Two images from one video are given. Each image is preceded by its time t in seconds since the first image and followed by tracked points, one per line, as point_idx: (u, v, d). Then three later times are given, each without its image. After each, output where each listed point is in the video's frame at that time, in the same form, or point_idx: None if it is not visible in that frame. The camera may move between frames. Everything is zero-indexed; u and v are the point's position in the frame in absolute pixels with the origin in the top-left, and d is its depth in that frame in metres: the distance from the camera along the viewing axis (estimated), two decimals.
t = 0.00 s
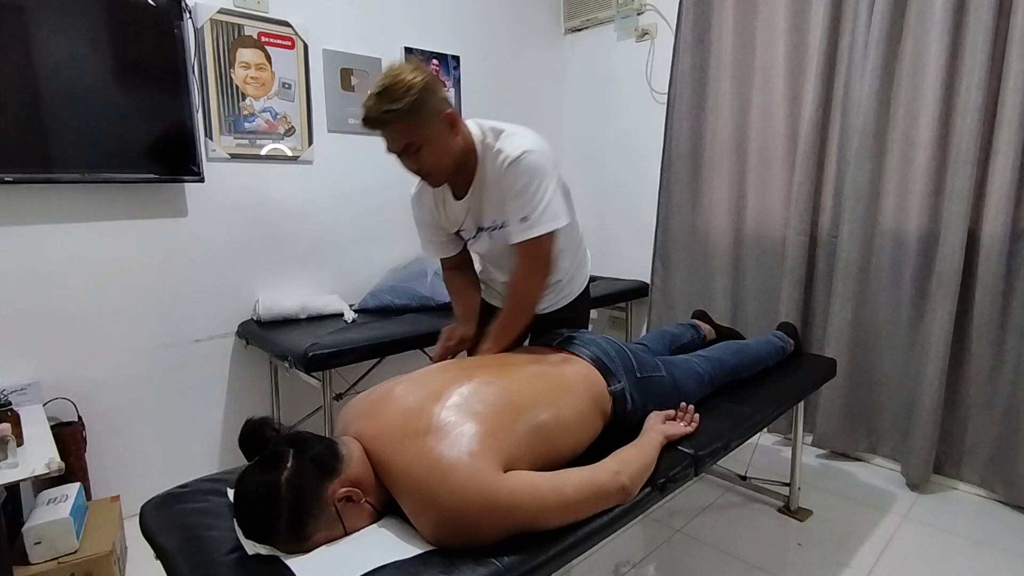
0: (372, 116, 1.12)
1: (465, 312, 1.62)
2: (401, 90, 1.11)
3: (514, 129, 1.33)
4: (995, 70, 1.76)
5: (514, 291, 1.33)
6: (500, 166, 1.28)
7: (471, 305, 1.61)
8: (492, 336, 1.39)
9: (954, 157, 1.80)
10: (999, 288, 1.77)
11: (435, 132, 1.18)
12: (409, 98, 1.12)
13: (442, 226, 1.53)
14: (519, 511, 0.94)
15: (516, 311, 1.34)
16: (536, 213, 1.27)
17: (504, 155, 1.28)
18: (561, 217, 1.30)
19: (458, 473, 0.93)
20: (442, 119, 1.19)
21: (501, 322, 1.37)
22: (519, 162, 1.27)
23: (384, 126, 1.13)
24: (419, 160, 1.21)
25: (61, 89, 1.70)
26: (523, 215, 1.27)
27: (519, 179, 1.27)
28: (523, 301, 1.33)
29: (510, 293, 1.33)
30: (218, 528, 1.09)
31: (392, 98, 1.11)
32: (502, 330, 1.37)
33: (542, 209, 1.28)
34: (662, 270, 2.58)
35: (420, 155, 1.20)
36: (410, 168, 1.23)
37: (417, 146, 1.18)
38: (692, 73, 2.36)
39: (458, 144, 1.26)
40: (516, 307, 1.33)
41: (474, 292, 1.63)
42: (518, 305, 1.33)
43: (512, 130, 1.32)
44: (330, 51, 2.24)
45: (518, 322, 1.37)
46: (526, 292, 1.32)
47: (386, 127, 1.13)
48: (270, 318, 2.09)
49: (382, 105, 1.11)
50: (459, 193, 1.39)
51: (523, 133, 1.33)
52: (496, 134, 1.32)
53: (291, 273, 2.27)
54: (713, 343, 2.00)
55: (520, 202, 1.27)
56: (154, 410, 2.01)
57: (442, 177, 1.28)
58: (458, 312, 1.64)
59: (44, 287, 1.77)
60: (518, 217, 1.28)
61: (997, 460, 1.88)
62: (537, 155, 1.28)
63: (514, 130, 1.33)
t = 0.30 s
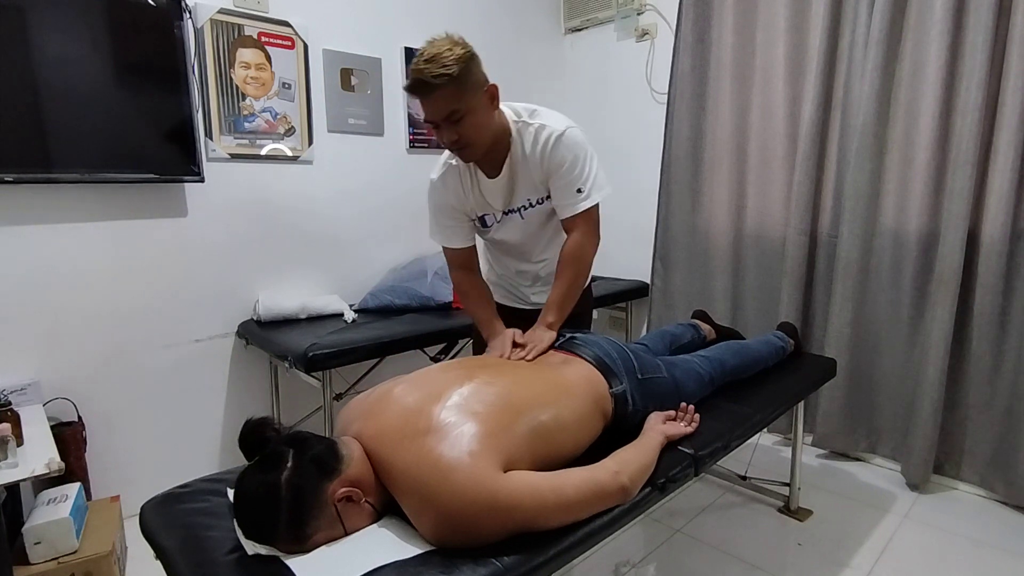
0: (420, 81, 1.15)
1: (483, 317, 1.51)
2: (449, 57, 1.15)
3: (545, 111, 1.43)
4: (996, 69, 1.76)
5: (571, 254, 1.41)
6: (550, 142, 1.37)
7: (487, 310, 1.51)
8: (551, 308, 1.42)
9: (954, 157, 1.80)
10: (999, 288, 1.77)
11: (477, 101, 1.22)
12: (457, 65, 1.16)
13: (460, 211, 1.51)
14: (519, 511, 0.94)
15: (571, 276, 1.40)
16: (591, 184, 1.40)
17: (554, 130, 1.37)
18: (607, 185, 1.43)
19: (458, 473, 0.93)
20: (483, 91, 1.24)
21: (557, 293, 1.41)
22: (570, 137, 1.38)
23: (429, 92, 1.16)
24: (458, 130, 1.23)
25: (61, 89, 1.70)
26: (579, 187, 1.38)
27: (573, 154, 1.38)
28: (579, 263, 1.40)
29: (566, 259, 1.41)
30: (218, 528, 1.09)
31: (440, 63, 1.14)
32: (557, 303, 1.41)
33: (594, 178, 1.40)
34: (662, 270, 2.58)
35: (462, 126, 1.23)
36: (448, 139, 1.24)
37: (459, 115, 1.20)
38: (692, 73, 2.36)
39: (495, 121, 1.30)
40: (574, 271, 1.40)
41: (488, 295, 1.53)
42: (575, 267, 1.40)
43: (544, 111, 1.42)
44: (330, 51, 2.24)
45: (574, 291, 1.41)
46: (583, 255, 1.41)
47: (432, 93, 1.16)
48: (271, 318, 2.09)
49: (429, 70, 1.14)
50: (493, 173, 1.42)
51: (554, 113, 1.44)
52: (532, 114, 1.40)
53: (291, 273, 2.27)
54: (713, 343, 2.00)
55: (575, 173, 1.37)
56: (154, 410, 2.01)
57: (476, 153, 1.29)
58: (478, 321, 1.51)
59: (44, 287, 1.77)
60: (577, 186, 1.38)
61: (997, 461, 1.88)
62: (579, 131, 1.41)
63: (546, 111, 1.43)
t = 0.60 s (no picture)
0: (433, 83, 1.14)
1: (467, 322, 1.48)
2: (464, 59, 1.14)
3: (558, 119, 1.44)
4: (996, 69, 1.76)
5: (558, 269, 1.36)
6: (559, 149, 1.37)
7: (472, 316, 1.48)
8: (535, 324, 1.37)
9: (954, 157, 1.80)
10: (999, 288, 1.77)
11: (489, 105, 1.21)
12: (471, 68, 1.15)
13: (464, 207, 1.50)
14: (519, 513, 0.94)
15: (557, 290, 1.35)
16: (590, 197, 1.36)
17: (565, 137, 1.37)
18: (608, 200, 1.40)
19: (458, 476, 0.93)
20: (496, 94, 1.23)
21: (544, 307, 1.36)
22: (580, 146, 1.38)
23: (443, 93, 1.15)
24: (470, 133, 1.22)
25: (61, 89, 1.70)
26: (578, 197, 1.36)
27: (579, 164, 1.36)
28: (565, 278, 1.35)
29: (552, 272, 1.36)
30: (218, 529, 1.09)
31: (455, 65, 1.13)
32: (541, 318, 1.37)
33: (597, 191, 1.38)
34: (662, 270, 2.58)
35: (473, 129, 1.22)
36: (458, 141, 1.24)
37: (472, 118, 1.19)
38: (692, 73, 2.36)
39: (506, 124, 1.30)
40: (561, 285, 1.35)
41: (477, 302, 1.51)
42: (560, 281, 1.35)
43: (559, 118, 1.43)
44: (330, 51, 2.24)
45: (560, 306, 1.36)
46: (570, 269, 1.36)
47: (445, 95, 1.15)
48: (271, 318, 2.09)
49: (443, 71, 1.13)
50: (500, 176, 1.42)
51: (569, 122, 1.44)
52: (546, 119, 1.41)
53: (291, 273, 2.27)
54: (713, 343, 2.00)
55: (578, 183, 1.35)
56: (154, 410, 2.01)
57: (487, 156, 1.29)
58: (460, 325, 1.48)
59: (44, 287, 1.77)
60: (576, 196, 1.36)
61: (997, 461, 1.88)
62: (590, 142, 1.40)
63: (560, 119, 1.43)
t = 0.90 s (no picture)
0: (422, 83, 1.13)
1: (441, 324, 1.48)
2: (455, 60, 1.13)
3: (556, 120, 1.40)
4: (996, 69, 1.76)
5: (540, 274, 1.30)
6: (550, 151, 1.33)
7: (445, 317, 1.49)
8: (514, 330, 1.30)
9: (954, 157, 1.80)
10: (999, 288, 1.77)
11: (480, 107, 1.19)
12: (462, 69, 1.14)
13: (456, 207, 1.50)
14: (519, 513, 0.94)
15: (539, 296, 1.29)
16: (580, 201, 1.31)
17: (557, 140, 1.33)
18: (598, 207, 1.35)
19: (458, 476, 0.93)
20: (488, 96, 1.21)
21: (524, 313, 1.29)
22: (572, 148, 1.33)
23: (434, 95, 1.14)
24: (462, 136, 1.21)
25: (61, 89, 1.70)
26: (566, 201, 1.31)
27: (570, 168, 1.32)
28: (547, 284, 1.29)
29: (535, 277, 1.30)
30: (218, 529, 1.09)
31: (446, 65, 1.12)
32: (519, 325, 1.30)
33: (587, 196, 1.33)
34: (662, 270, 2.58)
35: (464, 131, 1.21)
36: (450, 143, 1.23)
37: (463, 121, 1.18)
38: (692, 73, 2.36)
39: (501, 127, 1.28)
40: (544, 290, 1.29)
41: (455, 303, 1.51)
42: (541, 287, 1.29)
43: (555, 121, 1.39)
44: (330, 51, 2.24)
45: (541, 313, 1.30)
46: (554, 275, 1.30)
47: (434, 96, 1.14)
48: (270, 318, 2.09)
49: (434, 72, 1.12)
50: (492, 179, 1.40)
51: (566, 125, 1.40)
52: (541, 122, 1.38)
53: (291, 273, 2.27)
54: (713, 343, 2.00)
55: (567, 188, 1.31)
56: (154, 410, 2.01)
57: (479, 159, 1.27)
58: (433, 327, 1.49)
59: (44, 287, 1.77)
60: (563, 200, 1.31)
61: (997, 461, 1.88)
62: (585, 145, 1.36)
63: (557, 121, 1.40)
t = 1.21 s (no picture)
0: (391, 86, 1.08)
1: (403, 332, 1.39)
2: (423, 60, 1.07)
3: (533, 117, 1.36)
4: (996, 69, 1.76)
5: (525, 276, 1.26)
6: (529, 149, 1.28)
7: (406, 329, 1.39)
8: (498, 332, 1.26)
9: (954, 157, 1.80)
10: (999, 288, 1.77)
11: (452, 109, 1.14)
12: (432, 70, 1.09)
13: (431, 213, 1.43)
14: (519, 512, 0.94)
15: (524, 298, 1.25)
16: (563, 198, 1.27)
17: (537, 135, 1.29)
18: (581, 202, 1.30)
19: (458, 475, 0.93)
20: (461, 97, 1.15)
21: (509, 316, 1.25)
22: (553, 144, 1.29)
23: (402, 98, 1.09)
24: (435, 139, 1.16)
25: (62, 89, 1.70)
26: (549, 199, 1.27)
27: (552, 164, 1.28)
28: (532, 284, 1.25)
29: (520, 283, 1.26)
30: (218, 528, 1.09)
31: (414, 66, 1.07)
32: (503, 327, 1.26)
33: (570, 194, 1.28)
34: (662, 270, 2.58)
35: (436, 135, 1.15)
36: (422, 147, 1.17)
37: (435, 124, 1.13)
38: (692, 73, 2.36)
39: (476, 128, 1.23)
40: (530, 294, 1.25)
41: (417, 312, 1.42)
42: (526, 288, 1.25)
43: (533, 119, 1.35)
44: (330, 51, 2.24)
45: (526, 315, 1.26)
46: (539, 276, 1.26)
47: (403, 99, 1.09)
48: (270, 318, 2.09)
49: (400, 74, 1.07)
50: (468, 181, 1.34)
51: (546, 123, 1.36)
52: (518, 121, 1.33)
53: (291, 273, 2.26)
54: (713, 343, 2.00)
55: (550, 184, 1.26)
56: (155, 410, 2.01)
57: (455, 163, 1.22)
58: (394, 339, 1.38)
59: (44, 287, 1.77)
60: (547, 198, 1.27)
61: (997, 461, 1.88)
62: (564, 140, 1.31)
63: (536, 117, 1.36)
